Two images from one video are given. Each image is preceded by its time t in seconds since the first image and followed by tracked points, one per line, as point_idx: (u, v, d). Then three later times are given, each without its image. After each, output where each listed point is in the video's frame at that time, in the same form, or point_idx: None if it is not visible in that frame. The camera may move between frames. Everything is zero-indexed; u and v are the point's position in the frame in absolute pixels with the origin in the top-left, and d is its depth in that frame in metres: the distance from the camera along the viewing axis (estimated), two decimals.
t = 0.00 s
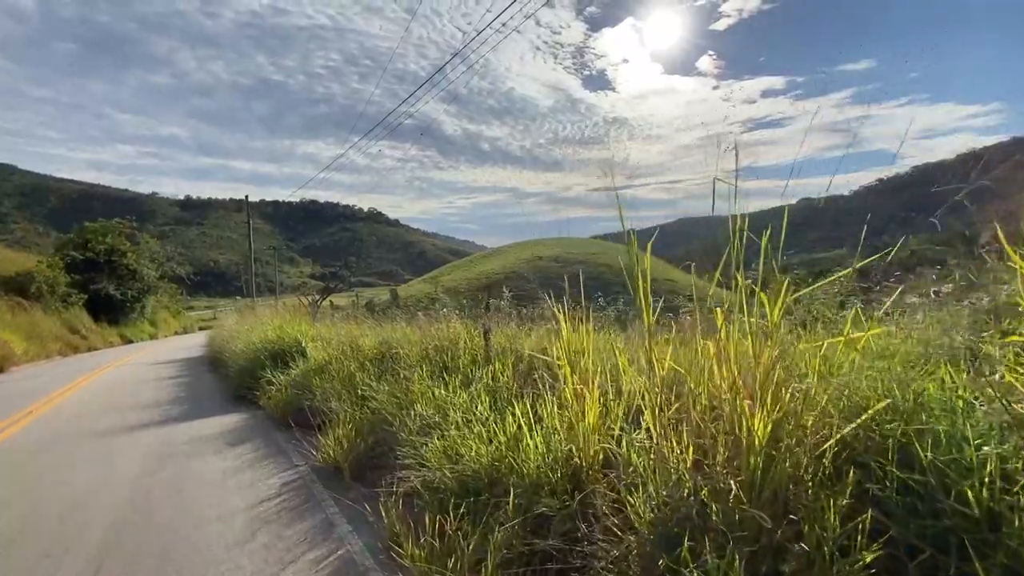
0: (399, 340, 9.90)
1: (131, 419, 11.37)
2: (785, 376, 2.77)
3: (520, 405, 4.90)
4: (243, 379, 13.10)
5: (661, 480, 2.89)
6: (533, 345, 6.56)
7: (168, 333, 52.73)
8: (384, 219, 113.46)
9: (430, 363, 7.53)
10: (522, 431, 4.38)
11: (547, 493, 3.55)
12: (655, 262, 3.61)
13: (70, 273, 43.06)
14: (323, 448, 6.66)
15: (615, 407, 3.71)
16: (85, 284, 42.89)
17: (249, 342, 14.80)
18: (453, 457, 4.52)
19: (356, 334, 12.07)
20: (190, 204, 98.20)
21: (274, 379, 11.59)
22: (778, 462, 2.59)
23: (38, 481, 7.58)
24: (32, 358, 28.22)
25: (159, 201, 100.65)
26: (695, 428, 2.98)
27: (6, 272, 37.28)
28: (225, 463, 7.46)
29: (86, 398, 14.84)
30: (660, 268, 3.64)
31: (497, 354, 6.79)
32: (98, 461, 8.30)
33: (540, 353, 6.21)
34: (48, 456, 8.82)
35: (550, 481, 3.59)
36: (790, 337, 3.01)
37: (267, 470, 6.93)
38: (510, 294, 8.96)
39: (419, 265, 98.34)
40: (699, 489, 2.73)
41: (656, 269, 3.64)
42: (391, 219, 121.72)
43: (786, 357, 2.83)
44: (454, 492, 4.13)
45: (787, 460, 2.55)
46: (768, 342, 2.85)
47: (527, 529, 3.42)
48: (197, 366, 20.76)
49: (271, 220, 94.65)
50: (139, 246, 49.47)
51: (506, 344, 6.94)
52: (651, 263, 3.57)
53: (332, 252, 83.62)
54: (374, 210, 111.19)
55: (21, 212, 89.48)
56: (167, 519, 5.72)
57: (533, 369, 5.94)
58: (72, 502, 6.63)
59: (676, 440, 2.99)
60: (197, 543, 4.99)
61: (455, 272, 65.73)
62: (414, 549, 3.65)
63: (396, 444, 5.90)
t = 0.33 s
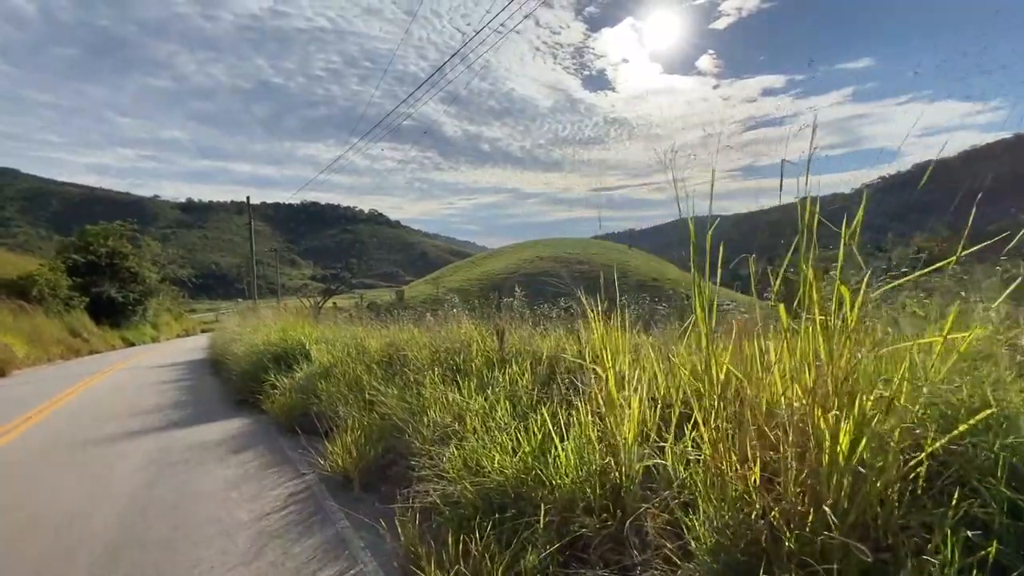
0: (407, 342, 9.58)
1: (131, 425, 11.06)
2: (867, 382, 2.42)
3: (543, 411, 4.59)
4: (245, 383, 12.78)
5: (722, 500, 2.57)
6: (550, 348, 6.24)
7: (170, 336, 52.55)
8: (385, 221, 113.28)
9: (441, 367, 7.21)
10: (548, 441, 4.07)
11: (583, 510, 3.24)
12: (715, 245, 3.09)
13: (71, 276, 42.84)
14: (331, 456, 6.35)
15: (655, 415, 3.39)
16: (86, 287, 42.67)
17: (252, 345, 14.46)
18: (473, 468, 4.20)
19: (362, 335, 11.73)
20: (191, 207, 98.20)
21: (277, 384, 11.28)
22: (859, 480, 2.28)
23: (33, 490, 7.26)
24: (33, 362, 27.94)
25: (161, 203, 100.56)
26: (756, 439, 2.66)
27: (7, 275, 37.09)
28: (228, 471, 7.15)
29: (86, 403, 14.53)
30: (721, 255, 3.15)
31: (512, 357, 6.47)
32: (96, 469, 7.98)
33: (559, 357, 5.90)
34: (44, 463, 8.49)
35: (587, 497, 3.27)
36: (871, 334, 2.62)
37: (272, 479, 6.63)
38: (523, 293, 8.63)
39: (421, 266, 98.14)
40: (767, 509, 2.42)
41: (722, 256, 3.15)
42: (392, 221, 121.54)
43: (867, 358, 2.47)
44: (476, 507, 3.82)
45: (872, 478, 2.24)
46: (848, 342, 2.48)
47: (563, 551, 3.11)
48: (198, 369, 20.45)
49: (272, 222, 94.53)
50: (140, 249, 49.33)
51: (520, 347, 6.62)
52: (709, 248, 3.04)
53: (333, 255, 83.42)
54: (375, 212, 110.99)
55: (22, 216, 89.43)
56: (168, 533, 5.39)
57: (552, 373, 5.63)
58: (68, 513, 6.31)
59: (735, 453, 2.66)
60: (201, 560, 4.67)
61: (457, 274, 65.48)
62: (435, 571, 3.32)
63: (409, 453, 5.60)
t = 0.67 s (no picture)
0: (418, 343, 9.26)
1: (135, 431, 10.76)
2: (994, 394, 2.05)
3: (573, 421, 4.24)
4: (252, 387, 12.47)
5: (815, 533, 2.21)
6: (570, 350, 5.91)
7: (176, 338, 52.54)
8: (390, 222, 113.22)
9: (453, 370, 6.88)
10: (585, 454, 3.71)
11: (635, 537, 2.88)
12: (800, 222, 2.62)
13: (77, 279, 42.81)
14: (342, 466, 6.01)
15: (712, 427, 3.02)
16: (92, 289, 42.61)
17: (257, 347, 14.16)
18: (501, 484, 3.83)
19: (370, 337, 11.39)
20: (196, 210, 98.49)
21: (284, 388, 10.95)
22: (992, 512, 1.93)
23: (32, 505, 6.93)
24: (39, 366, 27.86)
25: (166, 206, 100.78)
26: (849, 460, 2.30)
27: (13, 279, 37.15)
28: (233, 481, 6.81)
29: (90, 408, 14.26)
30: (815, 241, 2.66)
31: (530, 360, 6.13)
32: (98, 480, 7.67)
33: (582, 359, 5.57)
34: (44, 475, 8.18)
35: (638, 522, 2.90)
36: (992, 335, 2.23)
37: (280, 489, 6.28)
38: (540, 293, 8.28)
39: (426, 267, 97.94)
40: (873, 545, 2.07)
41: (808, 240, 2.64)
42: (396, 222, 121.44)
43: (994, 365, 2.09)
44: (509, 529, 3.45)
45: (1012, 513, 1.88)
46: (971, 346, 2.09)
47: None
48: (203, 371, 20.21)
49: (277, 224, 94.63)
50: (145, 251, 49.35)
51: (538, 348, 6.28)
52: (789, 223, 2.60)
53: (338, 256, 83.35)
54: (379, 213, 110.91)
55: (29, 220, 89.85)
56: (170, 550, 5.04)
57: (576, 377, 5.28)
58: (66, 526, 5.99)
59: (827, 476, 2.30)
60: None
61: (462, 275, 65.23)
62: None
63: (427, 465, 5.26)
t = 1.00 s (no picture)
0: (430, 346, 8.90)
1: (139, 436, 10.49)
2: None
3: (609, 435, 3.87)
4: (259, 391, 12.17)
5: None
6: (595, 356, 5.55)
7: (184, 339, 52.69)
8: (396, 223, 113.25)
9: (469, 376, 6.52)
10: (629, 476, 3.34)
11: None
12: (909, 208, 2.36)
13: (86, 280, 42.95)
14: (353, 478, 5.65)
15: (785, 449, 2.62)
16: (100, 290, 42.70)
17: (265, 349, 13.88)
18: (532, 507, 3.45)
19: (380, 339, 11.04)
20: (204, 211, 99.11)
21: (291, 391, 10.63)
22: None
23: (30, 515, 6.65)
24: (48, 367, 27.83)
25: (174, 208, 101.44)
26: (975, 499, 1.92)
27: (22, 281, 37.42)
28: (239, 492, 6.47)
29: (95, 411, 14.05)
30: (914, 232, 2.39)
31: (551, 366, 5.78)
32: (100, 488, 7.37)
33: (609, 365, 5.20)
34: (45, 484, 7.90)
35: (701, 561, 2.53)
36: None
37: (288, 502, 5.92)
38: (560, 294, 7.89)
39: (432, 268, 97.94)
40: None
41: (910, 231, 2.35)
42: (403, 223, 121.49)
43: None
44: (546, 563, 3.08)
45: None
46: None
47: None
48: (210, 373, 19.99)
49: (285, 225, 94.86)
50: (154, 252, 49.49)
51: (559, 353, 5.92)
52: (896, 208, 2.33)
53: (344, 257, 83.37)
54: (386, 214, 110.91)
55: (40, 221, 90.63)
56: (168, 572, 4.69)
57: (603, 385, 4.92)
58: (62, 542, 5.67)
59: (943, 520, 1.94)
60: None
61: (468, 275, 64.90)
62: None
63: (445, 479, 4.89)
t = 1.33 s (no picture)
0: (444, 347, 8.58)
1: (146, 439, 10.21)
2: None
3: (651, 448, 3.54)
4: (268, 392, 11.88)
5: None
6: (623, 359, 5.22)
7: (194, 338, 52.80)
8: (404, 224, 113.30)
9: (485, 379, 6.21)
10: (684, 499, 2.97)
11: None
12: None
13: (97, 279, 43.09)
14: (364, 487, 5.31)
15: (876, 474, 2.31)
16: (111, 290, 42.84)
17: (273, 349, 13.60)
18: (573, 535, 3.10)
19: (391, 340, 10.71)
20: (215, 212, 99.77)
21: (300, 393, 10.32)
22: None
23: (27, 523, 6.35)
24: (58, 366, 27.84)
25: (184, 209, 102.24)
26: None
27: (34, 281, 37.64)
28: (246, 500, 6.14)
29: (103, 412, 13.84)
30: None
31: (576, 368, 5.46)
32: (102, 495, 7.07)
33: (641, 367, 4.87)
34: (47, 490, 7.60)
35: None
36: None
37: (297, 513, 5.57)
38: (581, 294, 7.49)
39: (440, 268, 97.81)
40: None
41: None
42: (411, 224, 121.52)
43: None
44: None
45: None
46: None
47: None
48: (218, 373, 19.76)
49: (294, 225, 95.20)
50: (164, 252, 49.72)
51: (583, 354, 5.60)
52: None
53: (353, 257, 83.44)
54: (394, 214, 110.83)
55: (53, 222, 91.58)
56: None
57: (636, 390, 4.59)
58: (58, 553, 5.35)
59: None
60: None
61: (477, 275, 64.57)
62: None
63: (467, 493, 4.55)
